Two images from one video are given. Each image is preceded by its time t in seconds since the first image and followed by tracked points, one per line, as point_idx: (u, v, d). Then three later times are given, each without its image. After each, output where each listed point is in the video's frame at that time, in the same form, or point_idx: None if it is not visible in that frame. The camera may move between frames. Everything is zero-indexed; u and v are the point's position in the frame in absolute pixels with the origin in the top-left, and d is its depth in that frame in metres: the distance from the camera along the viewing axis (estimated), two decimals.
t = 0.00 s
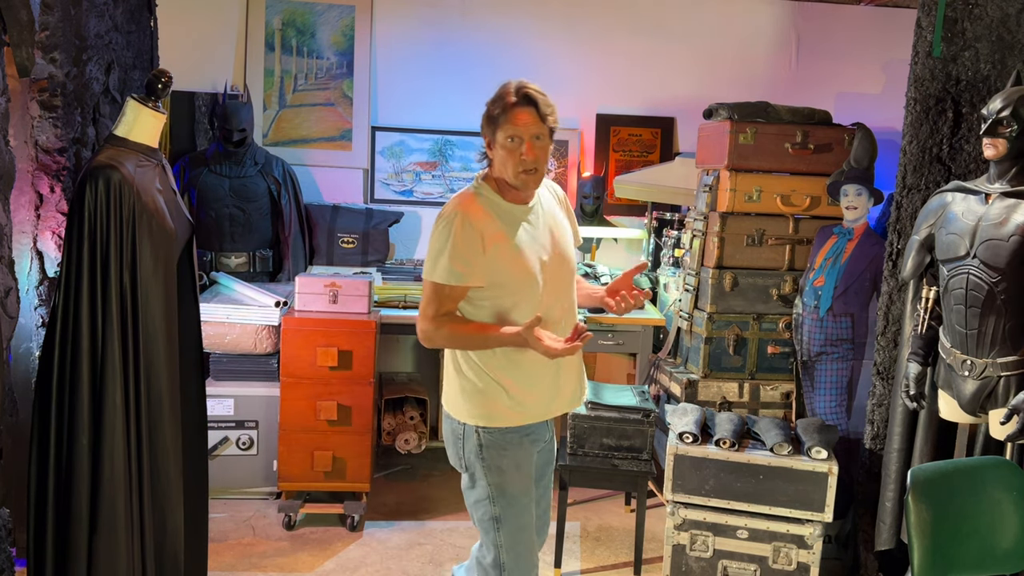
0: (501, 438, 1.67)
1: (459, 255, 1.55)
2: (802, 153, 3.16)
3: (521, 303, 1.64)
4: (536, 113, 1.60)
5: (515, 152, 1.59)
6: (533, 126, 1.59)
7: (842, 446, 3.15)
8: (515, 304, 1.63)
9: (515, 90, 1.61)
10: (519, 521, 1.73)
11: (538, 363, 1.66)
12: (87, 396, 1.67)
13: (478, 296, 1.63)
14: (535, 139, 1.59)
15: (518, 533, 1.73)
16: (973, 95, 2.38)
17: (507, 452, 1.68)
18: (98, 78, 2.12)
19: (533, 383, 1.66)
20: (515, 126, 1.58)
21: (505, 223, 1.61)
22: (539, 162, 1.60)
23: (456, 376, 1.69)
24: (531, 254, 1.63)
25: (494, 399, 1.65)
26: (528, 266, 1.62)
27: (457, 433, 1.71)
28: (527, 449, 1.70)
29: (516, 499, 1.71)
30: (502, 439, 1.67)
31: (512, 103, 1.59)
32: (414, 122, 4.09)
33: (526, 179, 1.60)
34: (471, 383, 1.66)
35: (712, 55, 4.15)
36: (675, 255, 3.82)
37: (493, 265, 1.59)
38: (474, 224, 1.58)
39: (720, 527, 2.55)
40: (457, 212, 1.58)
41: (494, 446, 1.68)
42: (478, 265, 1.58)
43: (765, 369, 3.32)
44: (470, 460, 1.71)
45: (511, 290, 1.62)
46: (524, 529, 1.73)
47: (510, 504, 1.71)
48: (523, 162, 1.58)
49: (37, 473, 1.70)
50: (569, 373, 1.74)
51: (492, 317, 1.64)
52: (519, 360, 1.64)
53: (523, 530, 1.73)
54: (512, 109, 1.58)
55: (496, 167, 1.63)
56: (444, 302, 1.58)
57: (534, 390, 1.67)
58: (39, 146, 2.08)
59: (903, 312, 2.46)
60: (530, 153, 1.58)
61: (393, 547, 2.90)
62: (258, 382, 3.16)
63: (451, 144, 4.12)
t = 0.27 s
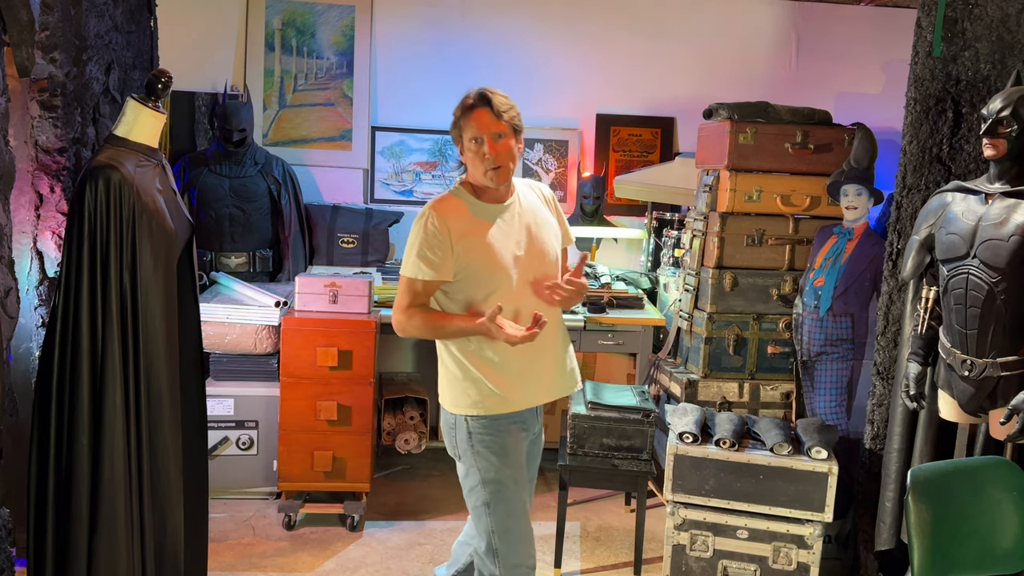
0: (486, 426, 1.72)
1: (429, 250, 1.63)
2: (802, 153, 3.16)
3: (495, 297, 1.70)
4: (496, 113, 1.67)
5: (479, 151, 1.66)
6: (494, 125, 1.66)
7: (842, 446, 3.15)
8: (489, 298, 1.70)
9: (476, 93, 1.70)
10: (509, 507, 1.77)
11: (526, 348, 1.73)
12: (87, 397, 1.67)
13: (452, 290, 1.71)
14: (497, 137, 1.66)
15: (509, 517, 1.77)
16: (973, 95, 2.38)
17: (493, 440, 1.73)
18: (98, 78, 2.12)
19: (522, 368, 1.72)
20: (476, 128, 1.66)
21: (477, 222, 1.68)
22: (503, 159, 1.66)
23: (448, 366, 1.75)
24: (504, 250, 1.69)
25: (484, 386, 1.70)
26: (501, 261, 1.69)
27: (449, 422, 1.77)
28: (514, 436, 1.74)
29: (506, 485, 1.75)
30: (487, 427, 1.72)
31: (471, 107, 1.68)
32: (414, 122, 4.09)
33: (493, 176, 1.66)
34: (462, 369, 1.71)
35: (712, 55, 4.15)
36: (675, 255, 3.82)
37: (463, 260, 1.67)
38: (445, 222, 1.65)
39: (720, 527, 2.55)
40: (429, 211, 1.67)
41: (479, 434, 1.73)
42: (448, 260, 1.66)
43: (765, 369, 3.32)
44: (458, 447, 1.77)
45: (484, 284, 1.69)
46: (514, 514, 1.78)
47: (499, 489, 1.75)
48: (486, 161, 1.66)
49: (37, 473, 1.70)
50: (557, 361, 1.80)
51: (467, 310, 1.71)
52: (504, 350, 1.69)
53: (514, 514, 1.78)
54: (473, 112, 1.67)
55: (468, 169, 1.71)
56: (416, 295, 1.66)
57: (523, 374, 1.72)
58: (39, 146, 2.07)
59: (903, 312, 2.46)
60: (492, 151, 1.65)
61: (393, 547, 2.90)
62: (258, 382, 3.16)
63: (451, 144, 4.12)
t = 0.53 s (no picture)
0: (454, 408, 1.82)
1: (410, 236, 1.72)
2: (802, 153, 3.16)
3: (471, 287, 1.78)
4: (487, 112, 1.75)
5: (467, 147, 1.75)
6: (483, 124, 1.74)
7: (842, 446, 3.15)
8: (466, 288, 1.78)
9: (469, 93, 1.79)
10: (468, 488, 1.85)
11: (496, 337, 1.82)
12: (88, 396, 1.67)
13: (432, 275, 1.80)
14: (486, 135, 1.74)
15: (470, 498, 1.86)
16: (973, 95, 2.38)
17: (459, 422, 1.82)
18: (98, 78, 2.12)
19: (492, 357, 1.82)
20: (467, 124, 1.74)
21: (459, 214, 1.77)
22: (490, 156, 1.74)
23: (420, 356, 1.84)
24: (484, 242, 1.77)
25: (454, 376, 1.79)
26: (479, 252, 1.77)
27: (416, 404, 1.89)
28: (482, 420, 1.83)
29: (468, 466, 1.85)
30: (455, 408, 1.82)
31: (463, 105, 1.76)
32: (415, 123, 4.09)
33: (480, 170, 1.75)
34: (432, 354, 1.81)
35: (712, 55, 4.15)
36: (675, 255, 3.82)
37: (443, 247, 1.76)
38: (428, 211, 1.75)
39: (720, 527, 2.55)
40: (414, 198, 1.76)
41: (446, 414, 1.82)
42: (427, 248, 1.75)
43: (765, 369, 3.32)
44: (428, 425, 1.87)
45: (461, 272, 1.77)
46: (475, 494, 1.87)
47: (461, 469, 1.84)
48: (474, 156, 1.74)
49: (37, 473, 1.70)
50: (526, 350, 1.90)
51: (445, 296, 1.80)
52: (475, 338, 1.79)
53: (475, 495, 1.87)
54: (466, 110, 1.75)
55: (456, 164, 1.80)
56: (396, 278, 1.75)
57: (493, 363, 1.82)
58: (39, 146, 2.07)
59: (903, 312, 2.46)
60: (481, 147, 1.74)
61: (393, 547, 2.90)
62: (258, 382, 3.16)
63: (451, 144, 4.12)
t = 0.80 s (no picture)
0: (430, 401, 1.94)
1: (394, 222, 1.84)
2: (802, 153, 3.15)
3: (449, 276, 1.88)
4: (476, 106, 1.89)
5: (456, 138, 1.87)
6: (472, 116, 1.87)
7: (842, 446, 3.16)
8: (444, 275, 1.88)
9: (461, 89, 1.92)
10: (431, 473, 1.97)
11: (474, 326, 1.94)
12: (88, 397, 1.67)
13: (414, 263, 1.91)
14: (475, 127, 1.87)
15: (443, 487, 1.98)
16: (973, 96, 2.37)
17: (434, 416, 1.94)
18: (98, 78, 2.12)
19: (472, 347, 1.94)
20: (456, 116, 1.87)
21: (443, 205, 1.89)
22: (477, 146, 1.86)
23: (401, 344, 1.97)
24: (465, 233, 1.88)
25: (434, 367, 1.91)
26: (459, 243, 1.88)
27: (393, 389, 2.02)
28: (454, 413, 1.96)
29: (443, 457, 1.97)
30: (432, 402, 1.94)
31: (455, 98, 1.90)
32: (415, 123, 4.10)
33: (466, 161, 1.85)
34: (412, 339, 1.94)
35: (712, 55, 4.15)
36: (675, 255, 3.83)
37: (425, 236, 1.87)
38: (413, 199, 1.86)
39: (720, 528, 2.55)
40: (401, 188, 1.88)
41: (421, 410, 1.94)
42: (410, 234, 1.86)
43: (765, 369, 3.32)
44: (405, 421, 1.98)
45: (441, 261, 1.88)
46: (448, 483, 1.99)
47: (436, 461, 1.97)
48: (462, 146, 1.85)
49: (38, 473, 1.70)
50: (502, 341, 2.03)
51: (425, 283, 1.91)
52: (452, 328, 1.91)
53: (448, 484, 1.99)
54: (457, 104, 1.89)
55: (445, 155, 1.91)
56: (380, 263, 1.86)
57: (471, 353, 1.94)
58: (39, 146, 2.08)
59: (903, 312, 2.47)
60: (468, 137, 1.85)
61: (393, 547, 2.90)
62: (258, 382, 3.16)
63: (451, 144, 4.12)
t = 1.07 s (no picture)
0: (409, 396, 1.98)
1: (375, 220, 1.90)
2: (802, 153, 3.15)
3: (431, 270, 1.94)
4: (453, 102, 1.96)
5: (435, 134, 1.94)
6: (449, 112, 1.94)
7: (842, 447, 3.16)
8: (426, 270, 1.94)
9: (438, 87, 2.00)
10: (398, 464, 2.02)
11: (459, 320, 1.98)
12: (88, 397, 1.67)
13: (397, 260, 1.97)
14: (452, 122, 1.94)
15: (409, 477, 2.03)
16: (973, 95, 2.38)
17: (411, 411, 1.98)
18: (98, 78, 2.12)
19: (457, 341, 1.98)
20: (434, 112, 1.94)
21: (422, 200, 1.94)
22: (455, 140, 1.93)
23: (387, 339, 2.01)
24: (445, 227, 1.94)
25: (419, 361, 1.95)
26: (440, 237, 1.94)
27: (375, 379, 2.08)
28: (436, 411, 2.00)
29: (415, 450, 2.01)
30: (410, 398, 1.98)
31: (434, 95, 1.97)
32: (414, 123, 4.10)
33: (446, 156, 1.93)
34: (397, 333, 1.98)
35: (712, 55, 4.14)
36: (675, 255, 3.83)
37: (406, 232, 1.93)
38: (392, 196, 1.93)
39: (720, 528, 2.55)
40: (381, 186, 1.94)
41: (400, 404, 1.98)
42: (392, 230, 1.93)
43: (765, 369, 3.32)
44: (382, 413, 2.02)
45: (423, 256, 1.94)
46: (413, 475, 2.03)
47: (406, 451, 2.01)
48: (441, 140, 1.93)
49: (38, 473, 1.70)
50: (488, 337, 2.06)
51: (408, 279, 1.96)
52: (437, 321, 1.95)
53: (413, 475, 2.03)
54: (434, 100, 1.96)
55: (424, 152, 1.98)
56: (364, 261, 1.92)
57: (455, 348, 1.98)
58: (39, 146, 2.08)
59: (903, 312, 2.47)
60: (447, 132, 1.93)
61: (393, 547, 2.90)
62: (258, 381, 3.16)
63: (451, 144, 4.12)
